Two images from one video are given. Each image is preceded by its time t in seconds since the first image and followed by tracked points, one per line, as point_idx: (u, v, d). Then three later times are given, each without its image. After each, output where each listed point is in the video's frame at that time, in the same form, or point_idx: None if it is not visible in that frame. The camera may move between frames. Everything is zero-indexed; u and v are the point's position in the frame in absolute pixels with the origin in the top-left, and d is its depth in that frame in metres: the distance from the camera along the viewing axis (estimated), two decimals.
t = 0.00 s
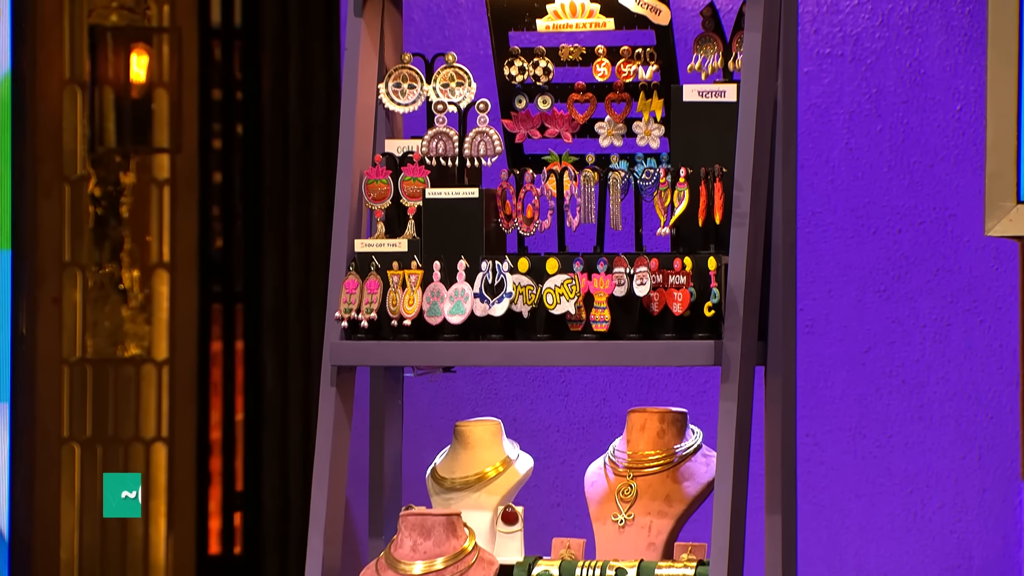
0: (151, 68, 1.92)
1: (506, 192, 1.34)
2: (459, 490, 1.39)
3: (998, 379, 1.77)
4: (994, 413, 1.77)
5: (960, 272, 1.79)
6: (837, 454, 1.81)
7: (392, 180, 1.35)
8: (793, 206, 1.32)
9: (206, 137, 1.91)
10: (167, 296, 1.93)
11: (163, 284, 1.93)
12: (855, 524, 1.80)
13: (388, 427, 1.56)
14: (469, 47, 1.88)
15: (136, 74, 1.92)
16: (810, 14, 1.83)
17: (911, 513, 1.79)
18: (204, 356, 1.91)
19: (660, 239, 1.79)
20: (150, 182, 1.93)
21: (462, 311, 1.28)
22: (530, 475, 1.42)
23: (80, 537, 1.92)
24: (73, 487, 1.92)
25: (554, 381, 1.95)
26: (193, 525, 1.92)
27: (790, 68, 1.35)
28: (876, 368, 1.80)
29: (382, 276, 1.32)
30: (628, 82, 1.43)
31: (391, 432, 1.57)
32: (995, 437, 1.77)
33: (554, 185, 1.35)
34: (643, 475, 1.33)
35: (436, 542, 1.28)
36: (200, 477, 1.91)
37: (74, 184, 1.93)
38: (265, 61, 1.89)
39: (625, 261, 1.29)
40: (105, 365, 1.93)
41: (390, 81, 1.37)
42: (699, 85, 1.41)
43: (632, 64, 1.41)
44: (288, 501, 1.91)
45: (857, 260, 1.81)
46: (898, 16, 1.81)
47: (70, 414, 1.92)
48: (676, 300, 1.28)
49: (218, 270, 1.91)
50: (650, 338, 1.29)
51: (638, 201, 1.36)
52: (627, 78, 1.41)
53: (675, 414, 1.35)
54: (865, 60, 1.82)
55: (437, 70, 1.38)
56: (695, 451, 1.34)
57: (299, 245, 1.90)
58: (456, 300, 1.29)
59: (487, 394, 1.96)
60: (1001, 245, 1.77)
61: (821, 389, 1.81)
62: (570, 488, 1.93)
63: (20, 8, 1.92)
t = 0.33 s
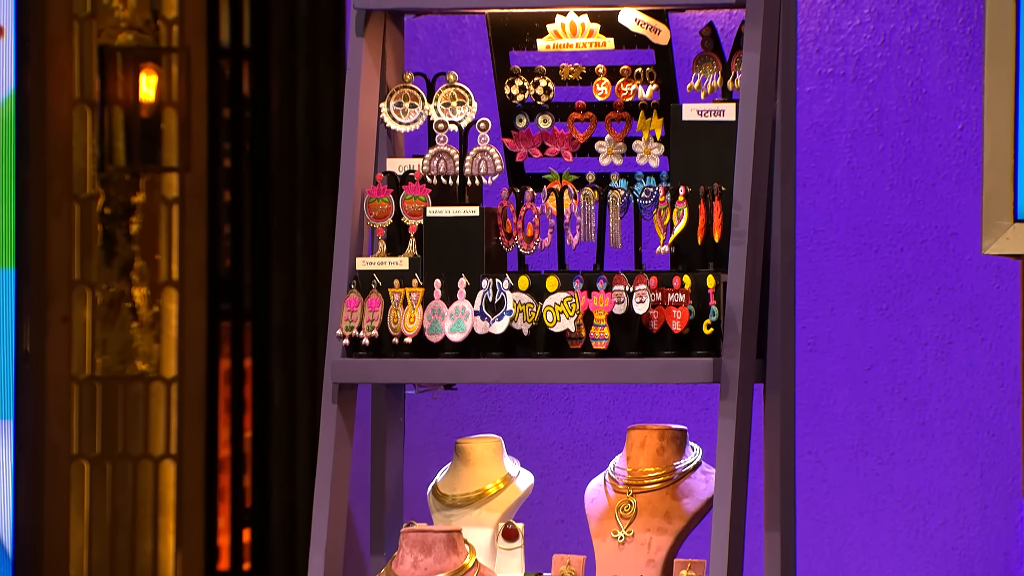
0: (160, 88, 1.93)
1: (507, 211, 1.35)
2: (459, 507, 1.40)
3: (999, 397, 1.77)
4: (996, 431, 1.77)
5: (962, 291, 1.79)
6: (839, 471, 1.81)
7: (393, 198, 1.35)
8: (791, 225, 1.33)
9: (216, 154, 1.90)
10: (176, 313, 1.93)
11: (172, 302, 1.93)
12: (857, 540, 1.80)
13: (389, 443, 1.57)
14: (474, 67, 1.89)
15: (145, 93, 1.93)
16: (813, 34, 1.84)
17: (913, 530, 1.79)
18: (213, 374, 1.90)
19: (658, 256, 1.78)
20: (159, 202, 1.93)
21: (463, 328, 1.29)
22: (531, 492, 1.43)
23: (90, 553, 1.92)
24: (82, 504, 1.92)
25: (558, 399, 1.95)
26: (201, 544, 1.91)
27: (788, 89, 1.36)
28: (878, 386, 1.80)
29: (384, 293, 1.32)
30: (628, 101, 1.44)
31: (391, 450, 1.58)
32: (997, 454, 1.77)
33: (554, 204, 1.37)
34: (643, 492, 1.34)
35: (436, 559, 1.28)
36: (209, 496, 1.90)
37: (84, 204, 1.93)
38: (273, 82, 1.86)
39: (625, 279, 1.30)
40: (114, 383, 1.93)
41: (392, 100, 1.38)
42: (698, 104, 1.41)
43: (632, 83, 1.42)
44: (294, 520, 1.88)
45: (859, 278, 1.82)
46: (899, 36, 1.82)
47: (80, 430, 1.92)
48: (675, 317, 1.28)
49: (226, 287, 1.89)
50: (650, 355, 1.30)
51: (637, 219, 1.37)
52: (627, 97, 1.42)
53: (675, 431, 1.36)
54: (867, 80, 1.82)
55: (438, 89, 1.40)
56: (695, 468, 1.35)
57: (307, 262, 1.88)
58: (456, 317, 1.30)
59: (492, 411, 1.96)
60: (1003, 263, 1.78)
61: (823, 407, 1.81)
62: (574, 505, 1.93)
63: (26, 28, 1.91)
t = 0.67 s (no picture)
0: (170, 110, 1.87)
1: (507, 231, 1.36)
2: (462, 525, 1.40)
3: (1001, 417, 1.78)
4: (997, 450, 1.78)
5: (964, 311, 1.80)
6: (842, 490, 1.81)
7: (394, 219, 1.36)
8: (789, 246, 1.33)
9: (226, 177, 1.86)
10: (187, 333, 1.88)
11: (182, 322, 1.88)
12: (860, 559, 1.81)
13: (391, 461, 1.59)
14: (478, 88, 1.92)
15: (155, 115, 1.87)
16: (815, 56, 1.84)
17: (916, 549, 1.80)
18: (222, 393, 1.87)
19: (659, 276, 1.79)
20: (168, 222, 1.87)
21: (463, 348, 1.30)
22: (531, 510, 1.44)
23: None
24: (92, 526, 1.84)
25: (563, 418, 1.95)
26: (211, 559, 1.87)
27: (786, 109, 1.36)
28: (880, 405, 1.81)
29: (386, 313, 1.34)
30: (628, 122, 1.45)
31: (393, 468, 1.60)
32: (998, 474, 1.78)
33: (554, 224, 1.38)
34: (643, 511, 1.35)
35: None
36: (218, 514, 1.86)
37: (96, 224, 1.85)
38: (283, 109, 1.88)
39: (624, 299, 1.31)
40: (124, 403, 1.87)
41: (393, 121, 1.40)
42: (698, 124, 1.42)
43: (632, 105, 1.43)
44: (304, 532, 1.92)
45: (862, 298, 1.82)
46: (901, 58, 1.83)
47: (88, 453, 1.85)
48: (674, 336, 1.30)
49: (236, 309, 1.87)
50: (649, 375, 1.31)
51: (638, 239, 1.38)
52: (627, 118, 1.43)
53: (675, 450, 1.38)
54: (869, 101, 1.83)
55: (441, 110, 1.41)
56: (695, 486, 1.37)
57: (317, 286, 1.91)
58: (457, 337, 1.30)
59: (497, 430, 1.96)
60: (1005, 284, 1.79)
61: (826, 426, 1.82)
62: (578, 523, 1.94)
63: (31, 48, 1.78)
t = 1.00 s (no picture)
0: (181, 131, 1.85)
1: (508, 251, 1.37)
2: (463, 543, 1.41)
3: (1002, 436, 1.79)
4: (999, 469, 1.79)
5: (965, 330, 1.80)
6: (845, 509, 1.81)
7: (396, 239, 1.38)
8: (787, 268, 1.35)
9: (234, 196, 1.83)
10: (197, 352, 1.85)
11: (192, 342, 1.85)
12: None
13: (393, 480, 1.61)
14: (483, 109, 1.94)
15: (165, 137, 1.85)
16: (818, 78, 1.84)
17: (918, 567, 1.80)
18: (232, 414, 1.84)
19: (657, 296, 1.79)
20: (179, 242, 1.85)
21: (464, 367, 1.31)
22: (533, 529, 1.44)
23: None
24: (102, 544, 1.84)
25: (567, 436, 1.95)
26: None
27: (785, 128, 1.37)
28: (883, 424, 1.81)
29: (387, 333, 1.35)
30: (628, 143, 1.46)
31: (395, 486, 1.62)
32: (1000, 492, 1.79)
33: (555, 244, 1.39)
34: (643, 529, 1.36)
35: None
36: (228, 532, 1.84)
37: (106, 244, 1.84)
38: (292, 128, 1.85)
39: (624, 318, 1.32)
40: (135, 422, 1.86)
41: (396, 142, 1.41)
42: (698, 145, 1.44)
43: (632, 126, 1.45)
44: (314, 551, 1.89)
45: (864, 318, 1.82)
46: (903, 79, 1.83)
47: (100, 471, 1.85)
48: (673, 355, 1.30)
49: (246, 328, 1.84)
50: (649, 394, 1.32)
51: (638, 259, 1.39)
52: (627, 139, 1.44)
53: (674, 468, 1.38)
54: (871, 123, 1.83)
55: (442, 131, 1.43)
56: (695, 505, 1.37)
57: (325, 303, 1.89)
58: (458, 356, 1.32)
59: (502, 449, 1.96)
60: (1006, 304, 1.80)
61: (828, 445, 1.82)
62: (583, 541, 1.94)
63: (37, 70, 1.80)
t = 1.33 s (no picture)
0: (189, 151, 1.85)
1: (507, 269, 1.38)
2: (463, 560, 1.42)
3: (1003, 453, 1.79)
4: (999, 486, 1.79)
5: (966, 348, 1.81)
6: (845, 526, 1.82)
7: (396, 257, 1.38)
8: (786, 285, 1.35)
9: (243, 217, 1.84)
10: (205, 370, 1.85)
11: (200, 360, 1.85)
12: None
13: (393, 496, 1.62)
14: (488, 129, 1.95)
15: (174, 156, 1.86)
16: (819, 98, 1.85)
17: None
18: (241, 431, 1.83)
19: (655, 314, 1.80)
20: (188, 261, 1.85)
21: (463, 385, 1.32)
22: (532, 546, 1.45)
23: None
24: (110, 560, 1.86)
25: (570, 454, 1.96)
26: None
27: (783, 148, 1.39)
28: (884, 442, 1.81)
29: (386, 351, 1.36)
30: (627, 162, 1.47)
31: (395, 503, 1.63)
32: (1001, 509, 1.79)
33: (554, 262, 1.39)
34: (642, 546, 1.36)
35: None
36: (236, 545, 1.84)
37: (115, 263, 1.86)
38: (300, 148, 1.84)
39: (622, 337, 1.33)
40: (144, 440, 1.86)
41: (396, 161, 1.43)
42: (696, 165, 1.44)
43: (630, 145, 1.45)
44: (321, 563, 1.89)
45: (865, 336, 1.83)
46: (904, 99, 1.84)
47: (108, 488, 1.86)
48: (671, 373, 1.31)
49: (255, 345, 1.84)
50: (647, 412, 1.32)
51: (636, 277, 1.40)
52: (626, 159, 1.45)
53: (673, 486, 1.39)
54: (872, 142, 1.84)
55: (442, 150, 1.44)
56: (692, 522, 1.38)
57: (332, 323, 1.87)
58: (458, 374, 1.33)
59: (506, 467, 1.96)
60: (1007, 321, 1.80)
61: (829, 463, 1.82)
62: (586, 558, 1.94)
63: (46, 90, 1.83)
